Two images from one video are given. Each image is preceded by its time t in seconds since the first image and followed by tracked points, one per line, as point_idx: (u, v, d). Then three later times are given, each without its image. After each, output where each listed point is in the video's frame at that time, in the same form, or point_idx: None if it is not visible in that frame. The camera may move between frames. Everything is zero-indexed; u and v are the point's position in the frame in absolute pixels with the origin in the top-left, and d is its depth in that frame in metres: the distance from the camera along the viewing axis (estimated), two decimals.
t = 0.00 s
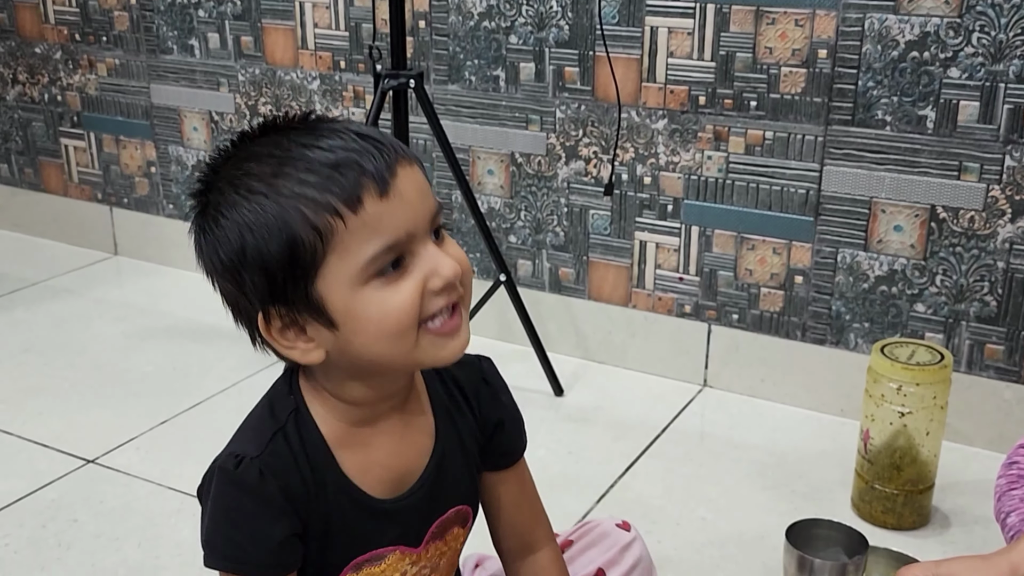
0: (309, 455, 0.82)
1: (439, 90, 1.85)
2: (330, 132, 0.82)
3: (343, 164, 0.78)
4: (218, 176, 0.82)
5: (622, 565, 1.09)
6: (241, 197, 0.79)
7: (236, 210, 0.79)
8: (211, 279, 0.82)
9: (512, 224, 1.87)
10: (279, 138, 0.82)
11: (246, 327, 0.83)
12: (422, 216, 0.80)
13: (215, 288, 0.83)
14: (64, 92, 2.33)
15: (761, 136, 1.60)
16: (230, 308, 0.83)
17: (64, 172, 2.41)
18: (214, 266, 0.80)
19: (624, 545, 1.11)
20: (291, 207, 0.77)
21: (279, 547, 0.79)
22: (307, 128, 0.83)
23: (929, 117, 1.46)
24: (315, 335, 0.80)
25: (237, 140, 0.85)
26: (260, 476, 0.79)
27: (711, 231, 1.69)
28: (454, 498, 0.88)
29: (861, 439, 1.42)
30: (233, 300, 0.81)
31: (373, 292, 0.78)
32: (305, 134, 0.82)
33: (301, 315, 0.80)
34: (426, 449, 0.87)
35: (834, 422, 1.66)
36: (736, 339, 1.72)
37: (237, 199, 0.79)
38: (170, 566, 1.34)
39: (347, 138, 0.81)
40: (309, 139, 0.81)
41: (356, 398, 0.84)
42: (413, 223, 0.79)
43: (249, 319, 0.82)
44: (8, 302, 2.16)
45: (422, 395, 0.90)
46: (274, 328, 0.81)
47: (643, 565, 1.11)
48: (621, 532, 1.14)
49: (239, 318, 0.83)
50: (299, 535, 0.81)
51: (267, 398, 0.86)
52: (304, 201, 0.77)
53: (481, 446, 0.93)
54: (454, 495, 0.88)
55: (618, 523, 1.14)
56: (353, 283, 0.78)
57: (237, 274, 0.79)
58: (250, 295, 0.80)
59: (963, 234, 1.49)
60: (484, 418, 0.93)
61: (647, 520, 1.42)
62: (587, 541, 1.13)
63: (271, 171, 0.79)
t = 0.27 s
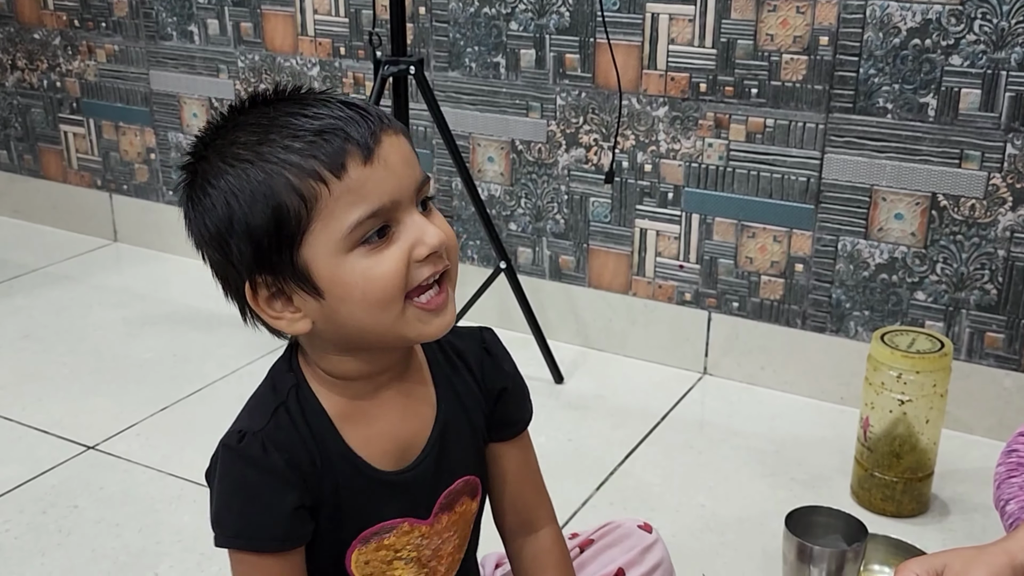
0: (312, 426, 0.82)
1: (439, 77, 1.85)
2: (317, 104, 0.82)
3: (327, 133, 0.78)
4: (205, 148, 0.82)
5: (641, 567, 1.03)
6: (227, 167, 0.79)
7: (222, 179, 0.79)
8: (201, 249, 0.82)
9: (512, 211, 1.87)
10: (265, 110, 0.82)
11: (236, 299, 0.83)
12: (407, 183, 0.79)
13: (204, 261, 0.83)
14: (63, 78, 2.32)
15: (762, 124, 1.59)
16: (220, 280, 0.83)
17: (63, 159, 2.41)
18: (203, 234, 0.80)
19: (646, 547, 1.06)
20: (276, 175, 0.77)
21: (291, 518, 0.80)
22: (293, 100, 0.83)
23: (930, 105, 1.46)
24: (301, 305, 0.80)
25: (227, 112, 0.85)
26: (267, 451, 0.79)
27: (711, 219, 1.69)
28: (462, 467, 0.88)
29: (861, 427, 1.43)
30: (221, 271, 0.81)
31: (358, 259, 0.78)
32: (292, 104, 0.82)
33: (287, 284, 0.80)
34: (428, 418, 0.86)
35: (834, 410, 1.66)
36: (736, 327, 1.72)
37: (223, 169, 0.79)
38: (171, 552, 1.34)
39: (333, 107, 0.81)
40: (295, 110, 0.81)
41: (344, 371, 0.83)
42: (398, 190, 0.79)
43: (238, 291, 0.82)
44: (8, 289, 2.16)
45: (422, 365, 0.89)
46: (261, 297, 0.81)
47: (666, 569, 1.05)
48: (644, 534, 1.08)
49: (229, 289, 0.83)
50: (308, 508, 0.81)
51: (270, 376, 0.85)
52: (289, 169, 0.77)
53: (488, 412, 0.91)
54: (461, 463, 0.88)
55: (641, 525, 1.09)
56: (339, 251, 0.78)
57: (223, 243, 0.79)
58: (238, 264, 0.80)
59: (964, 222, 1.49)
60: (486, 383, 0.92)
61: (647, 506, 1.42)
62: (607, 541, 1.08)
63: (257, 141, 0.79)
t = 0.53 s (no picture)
0: (291, 395, 0.82)
1: (440, 65, 1.85)
2: (357, 79, 0.81)
3: (364, 117, 0.78)
4: (234, 95, 0.81)
5: (641, 556, 1.03)
6: (254, 125, 0.78)
7: (246, 136, 0.78)
8: (201, 191, 0.81)
9: (512, 200, 1.87)
10: (303, 72, 0.81)
11: (228, 245, 0.82)
12: (428, 185, 0.80)
13: (202, 202, 0.82)
14: (63, 67, 2.32)
15: (763, 112, 1.59)
16: (216, 226, 0.82)
17: (63, 148, 2.41)
18: (209, 181, 0.80)
19: (646, 536, 1.05)
20: (301, 147, 0.77)
21: (268, 482, 0.79)
22: (332, 67, 0.82)
23: (932, 94, 1.46)
24: (296, 274, 0.80)
25: (259, 62, 0.84)
26: (242, 415, 0.79)
27: (712, 208, 1.68)
28: (450, 433, 0.88)
29: (860, 415, 1.43)
30: (219, 219, 0.81)
31: (368, 247, 0.78)
32: (329, 73, 0.81)
33: (286, 251, 0.80)
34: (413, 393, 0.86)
35: (834, 399, 1.67)
36: (737, 315, 1.72)
37: (250, 125, 0.78)
38: (172, 540, 1.34)
39: (369, 87, 0.80)
40: (334, 82, 0.80)
41: (331, 338, 0.84)
42: (417, 189, 0.79)
43: (233, 240, 0.81)
44: (8, 278, 2.16)
45: (404, 338, 0.89)
46: (256, 257, 0.80)
47: (666, 560, 1.05)
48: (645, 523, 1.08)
49: (222, 236, 0.82)
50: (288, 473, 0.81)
51: (248, 350, 0.86)
52: (318, 144, 0.77)
53: (473, 382, 0.92)
54: (449, 430, 0.88)
55: (641, 514, 1.09)
56: (347, 234, 0.78)
57: (230, 196, 0.79)
58: (242, 221, 0.79)
59: (965, 211, 1.49)
60: (471, 352, 0.92)
61: (647, 495, 1.43)
62: (608, 530, 1.08)
63: (290, 107, 0.78)
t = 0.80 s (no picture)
0: (299, 399, 0.82)
1: (440, 58, 1.84)
2: (343, 71, 0.81)
3: (352, 109, 0.78)
4: (222, 92, 0.81)
5: (643, 554, 1.03)
6: (242, 121, 0.78)
7: (235, 133, 0.78)
8: (194, 191, 0.82)
9: (513, 192, 1.87)
10: (289, 66, 0.81)
11: (224, 245, 0.83)
12: (421, 174, 0.79)
13: (197, 203, 0.83)
14: (63, 60, 2.32)
15: (763, 105, 1.59)
16: (211, 226, 0.82)
17: (63, 141, 2.41)
18: (202, 181, 0.80)
19: (648, 533, 1.06)
20: (291, 141, 0.77)
21: (275, 488, 0.79)
22: (319, 61, 0.82)
23: (932, 86, 1.45)
24: (293, 271, 0.81)
25: (248, 60, 0.84)
26: (249, 421, 0.79)
27: (712, 201, 1.68)
28: (457, 437, 0.88)
29: (861, 408, 1.43)
30: (214, 220, 0.81)
31: (363, 239, 0.78)
32: (318, 67, 0.81)
33: (282, 248, 0.80)
34: (420, 393, 0.86)
35: (834, 392, 1.67)
36: (737, 308, 1.73)
37: (238, 122, 0.78)
38: (174, 533, 1.35)
39: (358, 80, 0.80)
40: (321, 74, 0.80)
41: (333, 338, 0.84)
42: (409, 179, 0.79)
43: (229, 240, 0.82)
44: (9, 271, 2.16)
45: (413, 340, 0.89)
46: (252, 256, 0.81)
47: (666, 558, 1.05)
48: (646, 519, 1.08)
49: (218, 236, 0.83)
50: (294, 479, 0.81)
51: (255, 352, 0.85)
52: (307, 138, 0.77)
53: (480, 384, 0.92)
54: (455, 434, 0.88)
55: (643, 510, 1.09)
56: (342, 227, 0.78)
57: (223, 195, 0.79)
58: (236, 219, 0.79)
59: (966, 204, 1.49)
60: (478, 354, 0.92)
61: (647, 487, 1.43)
62: (609, 526, 1.08)
63: (278, 101, 0.78)
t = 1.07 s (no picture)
0: (297, 404, 0.82)
1: (439, 54, 1.84)
2: (325, 69, 0.81)
3: (334, 104, 0.78)
4: (205, 99, 0.81)
5: (643, 552, 1.04)
6: (226, 124, 0.78)
7: (220, 137, 0.78)
8: (185, 201, 0.82)
9: (512, 189, 1.87)
10: (270, 67, 0.81)
11: (217, 254, 0.82)
12: (408, 165, 0.79)
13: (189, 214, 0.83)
14: (62, 57, 2.32)
15: (763, 101, 1.59)
16: (204, 237, 0.82)
17: (63, 138, 2.40)
18: (192, 190, 0.80)
19: (648, 531, 1.06)
20: (275, 140, 0.77)
21: (273, 495, 0.79)
22: (301, 61, 0.82)
23: (932, 82, 1.45)
24: (287, 273, 0.80)
25: (229, 65, 0.84)
26: (247, 427, 0.79)
27: (712, 197, 1.68)
28: (456, 442, 0.88)
29: (860, 404, 1.43)
30: (206, 228, 0.81)
31: (353, 234, 0.78)
32: (298, 67, 0.81)
33: (274, 250, 0.80)
34: (419, 395, 0.86)
35: (834, 388, 1.67)
36: (737, 305, 1.73)
37: (222, 126, 0.78)
38: (173, 530, 1.35)
39: (339, 76, 0.80)
40: (302, 73, 0.80)
41: (331, 342, 0.84)
42: (398, 170, 0.78)
43: (222, 248, 0.81)
44: (9, 268, 2.16)
45: (412, 342, 0.89)
46: (245, 260, 0.81)
47: (666, 555, 1.06)
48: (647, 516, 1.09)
49: (211, 246, 0.83)
50: (293, 485, 0.81)
51: (253, 355, 0.86)
52: (290, 136, 0.77)
53: (480, 388, 0.92)
54: (455, 437, 0.88)
55: (644, 507, 1.09)
56: (332, 224, 0.78)
57: (212, 201, 0.79)
58: (227, 225, 0.79)
59: (966, 199, 1.49)
60: (478, 358, 0.92)
61: (647, 484, 1.43)
62: (610, 524, 1.08)
63: (260, 101, 0.78)
